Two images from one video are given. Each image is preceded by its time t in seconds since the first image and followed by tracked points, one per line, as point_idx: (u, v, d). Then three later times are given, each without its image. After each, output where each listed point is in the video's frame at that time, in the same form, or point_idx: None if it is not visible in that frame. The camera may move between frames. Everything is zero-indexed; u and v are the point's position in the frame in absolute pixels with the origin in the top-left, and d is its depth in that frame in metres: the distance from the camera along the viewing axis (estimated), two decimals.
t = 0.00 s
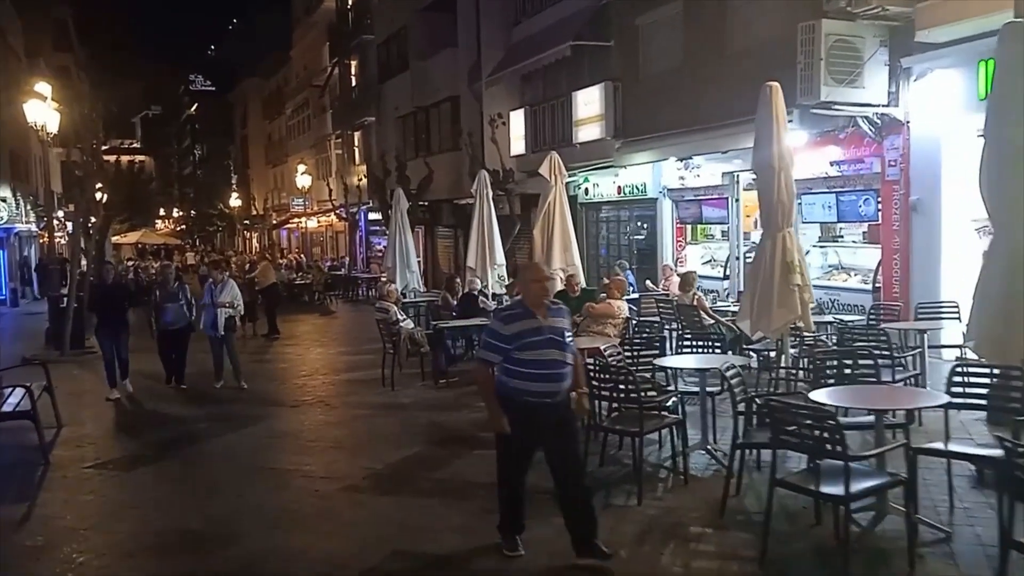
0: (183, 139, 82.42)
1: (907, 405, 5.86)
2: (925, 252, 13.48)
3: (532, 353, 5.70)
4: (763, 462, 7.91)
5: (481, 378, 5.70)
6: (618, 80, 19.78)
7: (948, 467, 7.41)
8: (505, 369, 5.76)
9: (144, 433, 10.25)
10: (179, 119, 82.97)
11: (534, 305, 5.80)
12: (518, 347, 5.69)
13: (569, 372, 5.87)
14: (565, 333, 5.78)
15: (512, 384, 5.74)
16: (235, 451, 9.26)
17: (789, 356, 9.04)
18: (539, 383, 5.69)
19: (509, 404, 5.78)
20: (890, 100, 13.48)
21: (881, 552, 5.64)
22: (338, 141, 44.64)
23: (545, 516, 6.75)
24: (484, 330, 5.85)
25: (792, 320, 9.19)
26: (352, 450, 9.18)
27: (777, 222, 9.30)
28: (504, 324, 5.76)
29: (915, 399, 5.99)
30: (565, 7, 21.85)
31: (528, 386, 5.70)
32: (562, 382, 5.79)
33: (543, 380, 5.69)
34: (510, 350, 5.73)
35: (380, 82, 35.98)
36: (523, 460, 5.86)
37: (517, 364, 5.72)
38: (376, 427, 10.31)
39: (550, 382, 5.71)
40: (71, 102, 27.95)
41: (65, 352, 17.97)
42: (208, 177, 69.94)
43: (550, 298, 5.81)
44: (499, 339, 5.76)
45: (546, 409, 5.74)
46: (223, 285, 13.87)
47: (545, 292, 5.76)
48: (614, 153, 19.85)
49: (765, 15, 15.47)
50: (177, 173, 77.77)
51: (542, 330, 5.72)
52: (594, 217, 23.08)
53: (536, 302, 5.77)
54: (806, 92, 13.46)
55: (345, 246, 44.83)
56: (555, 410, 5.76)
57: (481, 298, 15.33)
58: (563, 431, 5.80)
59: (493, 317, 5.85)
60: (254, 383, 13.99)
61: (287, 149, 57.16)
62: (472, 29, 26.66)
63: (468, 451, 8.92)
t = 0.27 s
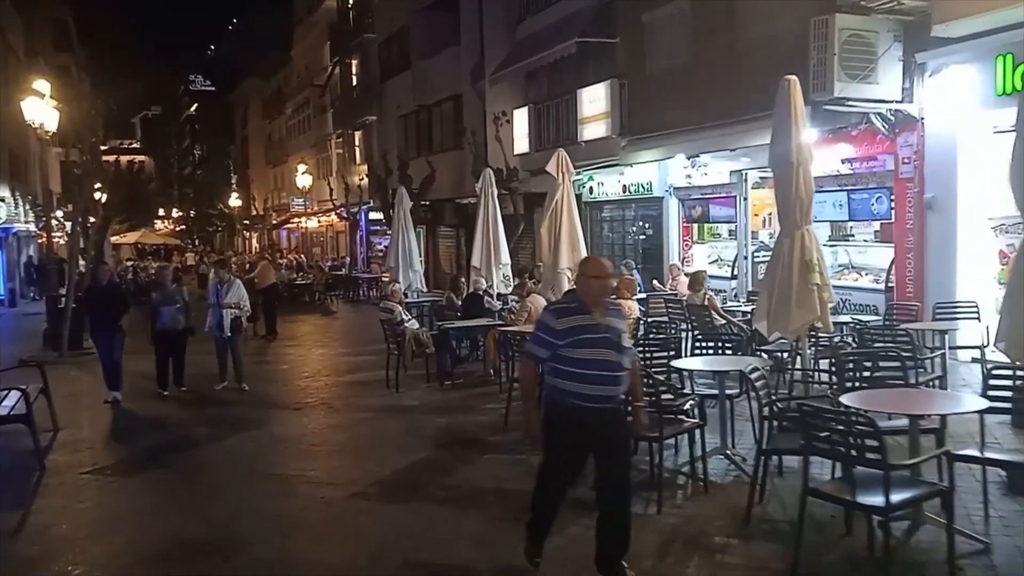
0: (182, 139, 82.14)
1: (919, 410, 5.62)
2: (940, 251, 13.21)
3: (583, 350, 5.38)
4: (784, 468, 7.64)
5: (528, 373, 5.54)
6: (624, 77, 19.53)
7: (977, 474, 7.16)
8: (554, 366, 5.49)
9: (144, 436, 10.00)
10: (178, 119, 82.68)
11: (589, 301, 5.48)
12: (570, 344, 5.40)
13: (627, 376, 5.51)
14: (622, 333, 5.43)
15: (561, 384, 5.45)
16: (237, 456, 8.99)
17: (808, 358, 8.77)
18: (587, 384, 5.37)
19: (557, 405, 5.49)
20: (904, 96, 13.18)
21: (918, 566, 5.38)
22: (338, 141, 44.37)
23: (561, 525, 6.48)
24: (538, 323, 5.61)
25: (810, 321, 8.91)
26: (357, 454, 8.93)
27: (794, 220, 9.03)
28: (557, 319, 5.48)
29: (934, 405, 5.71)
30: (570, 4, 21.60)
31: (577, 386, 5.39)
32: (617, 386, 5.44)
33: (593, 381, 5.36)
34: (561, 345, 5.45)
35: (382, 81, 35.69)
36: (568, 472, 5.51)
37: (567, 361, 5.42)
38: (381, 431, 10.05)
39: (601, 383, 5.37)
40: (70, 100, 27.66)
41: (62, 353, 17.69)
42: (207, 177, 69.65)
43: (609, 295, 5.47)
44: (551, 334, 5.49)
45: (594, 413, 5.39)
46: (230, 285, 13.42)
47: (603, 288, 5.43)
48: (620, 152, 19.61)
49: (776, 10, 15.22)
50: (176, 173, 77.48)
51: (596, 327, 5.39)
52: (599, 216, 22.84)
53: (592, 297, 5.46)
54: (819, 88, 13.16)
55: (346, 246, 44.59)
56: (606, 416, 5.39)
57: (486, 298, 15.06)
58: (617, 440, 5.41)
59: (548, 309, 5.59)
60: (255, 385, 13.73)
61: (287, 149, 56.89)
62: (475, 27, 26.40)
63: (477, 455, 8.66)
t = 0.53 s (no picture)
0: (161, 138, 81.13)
1: (910, 420, 5.38)
2: (932, 252, 13.08)
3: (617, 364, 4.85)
4: (785, 478, 7.40)
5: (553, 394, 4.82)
6: (612, 76, 19.29)
7: (983, 483, 6.97)
8: (582, 384, 4.90)
9: (119, 447, 9.60)
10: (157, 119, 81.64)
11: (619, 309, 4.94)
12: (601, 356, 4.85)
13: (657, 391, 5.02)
14: (652, 345, 4.96)
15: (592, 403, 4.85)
16: (218, 467, 8.64)
17: (806, 362, 8.56)
18: (624, 402, 4.81)
19: (586, 427, 4.90)
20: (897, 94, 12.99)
21: None
22: (320, 141, 43.86)
23: (558, 542, 6.21)
24: (558, 336, 5.00)
25: (808, 323, 8.70)
26: (344, 464, 8.61)
27: (792, 220, 8.80)
28: (582, 329, 4.89)
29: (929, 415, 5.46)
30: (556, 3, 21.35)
31: (608, 402, 4.82)
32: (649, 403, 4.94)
33: (630, 398, 4.81)
34: (590, 360, 4.87)
35: (364, 80, 35.27)
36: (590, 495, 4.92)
37: (597, 377, 4.85)
38: (367, 438, 9.75)
39: (637, 400, 4.84)
40: (44, 98, 27.04)
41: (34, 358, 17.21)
42: (186, 177, 68.82)
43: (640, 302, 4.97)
44: (577, 347, 4.90)
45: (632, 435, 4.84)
46: (213, 291, 12.88)
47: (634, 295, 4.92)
48: (608, 152, 19.43)
49: (766, 8, 15.06)
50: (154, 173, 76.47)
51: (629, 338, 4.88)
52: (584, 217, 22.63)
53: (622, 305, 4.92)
54: (811, 87, 12.93)
55: (327, 247, 44.12)
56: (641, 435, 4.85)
57: (473, 300, 14.77)
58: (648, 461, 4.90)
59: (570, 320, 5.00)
60: (235, 391, 13.35)
61: (268, 149, 56.29)
62: (460, 25, 26.08)
63: (468, 464, 8.37)
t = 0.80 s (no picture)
0: (138, 138, 80.01)
1: (903, 420, 5.20)
2: (924, 249, 12.92)
3: (650, 384, 4.44)
4: (785, 482, 7.16)
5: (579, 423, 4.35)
6: (596, 72, 19.02)
7: (989, 486, 6.76)
8: (612, 407, 4.47)
9: (87, 453, 9.17)
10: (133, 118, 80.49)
11: (646, 321, 4.52)
12: (630, 377, 4.42)
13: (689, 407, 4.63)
14: (682, 358, 4.57)
15: (623, 426, 4.46)
16: (192, 474, 8.26)
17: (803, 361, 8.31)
18: (659, 423, 4.44)
19: (616, 450, 4.52)
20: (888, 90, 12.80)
21: None
22: (299, 139, 43.29)
23: (551, 551, 5.89)
24: (579, 355, 4.53)
25: (804, 321, 8.44)
26: (325, 469, 8.26)
27: (788, 215, 8.53)
28: (608, 347, 4.45)
29: (925, 416, 5.25)
30: None
31: (639, 424, 4.44)
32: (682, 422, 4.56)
33: (665, 419, 4.44)
34: (620, 381, 4.43)
35: (344, 78, 34.79)
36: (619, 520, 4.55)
37: (626, 398, 4.44)
38: (349, 442, 9.40)
39: (671, 421, 4.47)
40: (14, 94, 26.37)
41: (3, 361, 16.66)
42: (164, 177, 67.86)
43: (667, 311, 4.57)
44: (601, 366, 4.45)
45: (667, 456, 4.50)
46: (197, 293, 12.39)
47: (660, 305, 4.51)
48: (593, 149, 19.18)
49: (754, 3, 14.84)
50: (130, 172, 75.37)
51: (661, 353, 4.47)
52: (569, 216, 22.36)
53: (648, 318, 4.52)
54: (802, 82, 12.67)
55: (308, 247, 43.57)
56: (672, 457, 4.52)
57: (457, 299, 14.43)
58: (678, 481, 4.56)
59: (591, 335, 4.55)
60: (212, 394, 12.94)
61: (247, 148, 55.59)
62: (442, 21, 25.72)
63: (455, 468, 8.05)
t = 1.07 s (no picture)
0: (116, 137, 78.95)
1: (904, 426, 5.01)
2: (917, 248, 12.72)
3: (694, 399, 3.85)
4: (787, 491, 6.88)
5: (622, 449, 3.84)
6: (582, 70, 18.72)
7: (999, 496, 6.50)
8: (654, 430, 3.89)
9: (54, 465, 8.74)
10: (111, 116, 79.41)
11: (680, 325, 3.94)
12: (668, 390, 3.84)
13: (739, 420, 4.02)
14: (726, 363, 3.97)
15: (667, 451, 3.88)
16: (164, 487, 7.83)
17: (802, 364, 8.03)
18: (710, 445, 3.88)
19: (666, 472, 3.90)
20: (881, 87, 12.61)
21: None
22: (279, 138, 42.71)
23: (545, 570, 5.53)
24: (610, 371, 3.99)
25: (803, 323, 8.13)
26: (305, 480, 7.89)
27: (785, 214, 8.23)
28: (640, 357, 3.88)
29: (919, 424, 5.04)
30: None
31: (682, 443, 3.88)
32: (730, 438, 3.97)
33: (710, 436, 3.88)
34: (659, 399, 3.86)
35: (325, 76, 34.29)
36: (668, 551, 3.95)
37: (665, 415, 3.86)
38: (331, 451, 9.03)
39: (721, 439, 3.91)
40: None
41: None
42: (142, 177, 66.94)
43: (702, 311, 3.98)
44: (635, 380, 3.88)
45: (722, 482, 3.93)
46: (169, 296, 11.78)
47: (693, 305, 3.94)
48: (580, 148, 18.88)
49: None
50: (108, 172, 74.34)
51: (702, 362, 3.87)
52: (555, 215, 22.05)
53: (683, 324, 3.96)
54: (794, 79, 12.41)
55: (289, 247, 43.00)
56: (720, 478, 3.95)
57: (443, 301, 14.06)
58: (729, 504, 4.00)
59: (621, 348, 4.00)
60: (188, 400, 12.52)
61: (227, 147, 54.89)
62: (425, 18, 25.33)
63: (442, 478, 7.71)
